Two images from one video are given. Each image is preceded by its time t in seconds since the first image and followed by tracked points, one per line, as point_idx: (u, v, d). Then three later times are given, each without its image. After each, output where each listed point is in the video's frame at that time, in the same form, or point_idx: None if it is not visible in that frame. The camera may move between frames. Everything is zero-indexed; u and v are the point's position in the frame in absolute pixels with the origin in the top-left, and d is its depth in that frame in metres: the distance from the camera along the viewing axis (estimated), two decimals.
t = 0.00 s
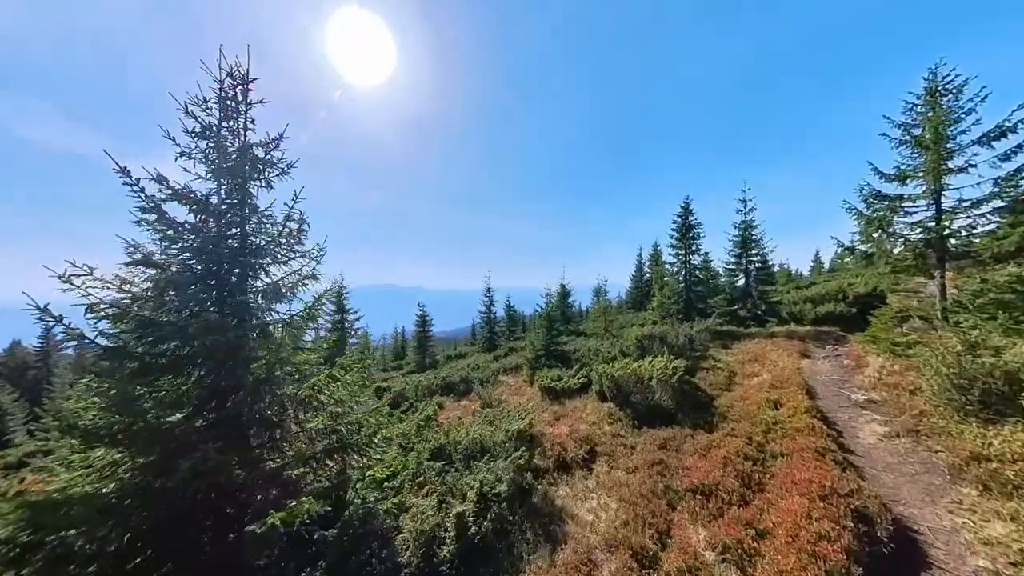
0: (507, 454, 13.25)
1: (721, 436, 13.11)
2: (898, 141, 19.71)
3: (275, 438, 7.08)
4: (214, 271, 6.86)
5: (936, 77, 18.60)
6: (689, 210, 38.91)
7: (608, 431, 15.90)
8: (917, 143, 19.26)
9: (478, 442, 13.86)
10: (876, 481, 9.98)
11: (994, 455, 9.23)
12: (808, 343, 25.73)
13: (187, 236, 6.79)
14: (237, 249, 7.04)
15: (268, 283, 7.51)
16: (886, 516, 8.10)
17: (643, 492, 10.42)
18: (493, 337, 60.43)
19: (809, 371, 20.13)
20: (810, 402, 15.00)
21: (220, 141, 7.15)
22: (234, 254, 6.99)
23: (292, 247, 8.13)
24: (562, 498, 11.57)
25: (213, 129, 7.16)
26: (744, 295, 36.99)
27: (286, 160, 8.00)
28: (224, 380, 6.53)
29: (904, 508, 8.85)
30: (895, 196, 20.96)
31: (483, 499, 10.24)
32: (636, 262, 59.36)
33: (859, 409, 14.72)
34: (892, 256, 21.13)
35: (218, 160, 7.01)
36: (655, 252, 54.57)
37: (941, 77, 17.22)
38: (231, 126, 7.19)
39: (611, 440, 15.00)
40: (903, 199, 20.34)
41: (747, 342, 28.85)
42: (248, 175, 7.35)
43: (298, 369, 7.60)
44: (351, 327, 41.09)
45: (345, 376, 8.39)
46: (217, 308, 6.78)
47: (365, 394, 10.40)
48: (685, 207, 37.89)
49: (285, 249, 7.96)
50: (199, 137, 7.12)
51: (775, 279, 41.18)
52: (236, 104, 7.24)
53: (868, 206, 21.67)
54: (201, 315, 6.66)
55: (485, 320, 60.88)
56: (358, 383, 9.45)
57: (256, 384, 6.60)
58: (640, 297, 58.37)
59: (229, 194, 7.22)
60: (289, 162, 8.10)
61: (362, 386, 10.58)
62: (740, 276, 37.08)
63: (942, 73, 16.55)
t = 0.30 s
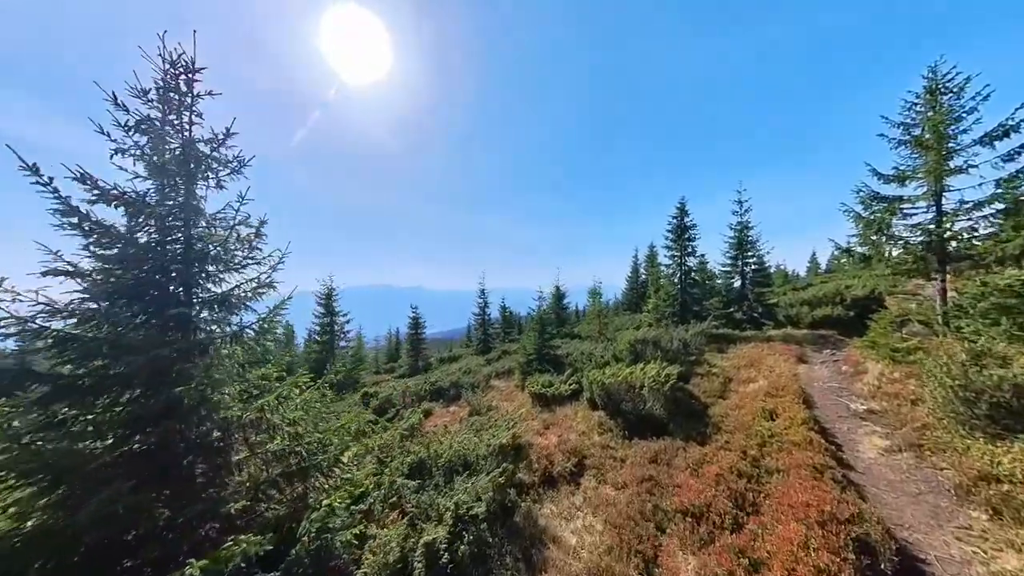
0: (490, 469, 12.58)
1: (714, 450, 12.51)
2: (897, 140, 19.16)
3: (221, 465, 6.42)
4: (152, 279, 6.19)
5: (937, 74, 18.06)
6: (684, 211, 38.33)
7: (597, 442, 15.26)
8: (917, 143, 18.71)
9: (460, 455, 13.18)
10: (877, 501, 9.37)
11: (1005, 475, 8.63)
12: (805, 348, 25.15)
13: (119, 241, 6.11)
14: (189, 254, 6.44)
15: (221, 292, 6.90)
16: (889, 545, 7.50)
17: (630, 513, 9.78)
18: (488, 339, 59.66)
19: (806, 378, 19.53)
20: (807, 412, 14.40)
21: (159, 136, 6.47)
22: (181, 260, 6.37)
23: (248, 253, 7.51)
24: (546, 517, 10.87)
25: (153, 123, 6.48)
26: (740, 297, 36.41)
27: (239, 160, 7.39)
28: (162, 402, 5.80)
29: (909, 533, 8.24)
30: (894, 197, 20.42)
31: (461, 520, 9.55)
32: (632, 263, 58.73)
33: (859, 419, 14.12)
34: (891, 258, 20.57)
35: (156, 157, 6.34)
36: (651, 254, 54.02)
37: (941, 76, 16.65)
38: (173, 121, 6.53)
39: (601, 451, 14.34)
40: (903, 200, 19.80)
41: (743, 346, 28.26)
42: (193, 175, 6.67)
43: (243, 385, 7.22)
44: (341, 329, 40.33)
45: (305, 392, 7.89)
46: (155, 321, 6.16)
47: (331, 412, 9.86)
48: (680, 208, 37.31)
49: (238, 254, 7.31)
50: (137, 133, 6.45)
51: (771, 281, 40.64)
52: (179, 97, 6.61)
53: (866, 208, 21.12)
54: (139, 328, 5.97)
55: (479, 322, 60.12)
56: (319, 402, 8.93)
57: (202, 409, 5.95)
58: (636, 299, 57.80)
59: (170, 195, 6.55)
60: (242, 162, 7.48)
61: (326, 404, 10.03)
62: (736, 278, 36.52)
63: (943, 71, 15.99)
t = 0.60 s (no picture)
0: (465, 481, 11.88)
1: (702, 461, 11.85)
2: (894, 136, 18.56)
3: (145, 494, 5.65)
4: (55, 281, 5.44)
5: (935, 67, 17.46)
6: (678, 210, 37.73)
7: (581, 451, 14.58)
8: (913, 138, 18.13)
9: (435, 466, 12.49)
10: (874, 518, 8.73)
11: (1012, 492, 8.00)
12: (800, 350, 24.53)
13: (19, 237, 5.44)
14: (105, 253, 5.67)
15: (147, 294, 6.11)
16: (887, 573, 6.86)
17: (609, 532, 9.11)
18: (481, 341, 58.97)
19: (800, 382, 18.89)
20: (801, 419, 13.74)
21: (72, 116, 5.72)
22: (94, 260, 5.62)
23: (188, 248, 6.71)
24: (523, 533, 10.19)
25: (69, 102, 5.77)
26: (734, 297, 35.80)
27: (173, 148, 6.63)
28: (55, 421, 5.02)
29: (909, 556, 7.59)
30: (890, 195, 19.84)
31: (428, 541, 8.89)
32: (627, 263, 58.11)
33: (854, 427, 13.48)
34: (887, 259, 19.97)
35: (66, 139, 5.57)
36: (645, 254, 53.43)
37: (939, 68, 16.06)
38: (93, 99, 5.81)
39: (585, 461, 13.66)
40: (899, 198, 19.20)
41: (736, 348, 27.63)
42: (113, 160, 5.91)
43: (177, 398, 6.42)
44: (329, 331, 39.61)
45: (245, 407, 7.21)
46: (51, 329, 5.44)
47: (281, 426, 9.14)
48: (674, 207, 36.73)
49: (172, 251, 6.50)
50: (50, 113, 5.76)
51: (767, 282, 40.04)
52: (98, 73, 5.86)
53: (862, 206, 20.53)
54: (39, 342, 5.28)
55: (472, 323, 59.42)
56: (264, 416, 8.21)
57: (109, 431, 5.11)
58: (631, 299, 57.23)
59: (83, 180, 5.79)
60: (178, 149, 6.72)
61: (276, 417, 9.30)
62: (730, 278, 35.91)
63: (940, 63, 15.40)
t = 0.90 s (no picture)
0: (435, 502, 11.26)
1: (684, 480, 11.27)
2: (886, 137, 18.02)
3: (45, 543, 4.87)
4: None
5: (929, 66, 16.92)
6: (670, 212, 37.18)
7: (561, 465, 13.99)
8: (907, 139, 17.59)
9: (403, 485, 11.86)
10: (861, 547, 8.18)
11: (1008, 521, 7.45)
12: (792, 355, 23.99)
13: None
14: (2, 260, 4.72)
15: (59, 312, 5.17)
16: None
17: (580, 562, 8.54)
18: (473, 343, 58.32)
19: (791, 390, 18.34)
20: (789, 432, 13.18)
21: None
22: None
23: (108, 259, 5.90)
24: (493, 559, 9.59)
25: None
26: (727, 300, 35.25)
27: (94, 147, 5.94)
28: None
29: None
30: (883, 197, 19.31)
31: (384, 572, 8.30)
32: (620, 265, 57.52)
33: (844, 441, 12.92)
34: (880, 263, 19.44)
35: None
36: (639, 255, 52.87)
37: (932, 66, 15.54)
38: None
39: (564, 476, 13.05)
40: (892, 201, 18.67)
41: (728, 352, 27.08)
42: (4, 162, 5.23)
43: (90, 427, 5.51)
44: (315, 334, 38.93)
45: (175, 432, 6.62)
46: None
47: (216, 454, 8.44)
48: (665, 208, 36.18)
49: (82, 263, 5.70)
50: None
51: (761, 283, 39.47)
52: None
53: (854, 209, 20.00)
54: None
55: (464, 325, 58.81)
56: (198, 442, 7.57)
57: (1, 472, 4.24)
58: (625, 301, 56.71)
59: None
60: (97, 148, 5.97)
61: (214, 444, 8.60)
62: (722, 280, 35.35)
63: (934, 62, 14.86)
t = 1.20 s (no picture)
0: (406, 514, 10.68)
1: (670, 489, 10.72)
2: (882, 132, 17.53)
3: None
4: None
5: (926, 58, 16.44)
6: (663, 210, 36.69)
7: (543, 472, 13.41)
8: (903, 134, 17.10)
9: (373, 496, 11.33)
10: (854, 565, 7.64)
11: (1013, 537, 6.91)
12: (786, 356, 23.47)
13: None
14: None
15: None
16: None
17: None
18: (466, 344, 57.70)
19: (784, 393, 17.80)
20: (781, 438, 12.63)
21: None
22: None
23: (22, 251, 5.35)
24: (465, 575, 9.01)
25: None
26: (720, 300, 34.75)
27: (6, 123, 5.29)
28: None
29: None
30: (878, 194, 18.83)
31: None
32: (615, 265, 57.00)
33: (838, 447, 12.38)
34: (876, 262, 18.94)
35: None
36: (633, 254, 52.34)
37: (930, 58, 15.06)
38: None
39: (546, 483, 12.48)
40: (888, 198, 18.18)
41: (721, 353, 26.56)
42: None
43: None
44: (302, 335, 38.30)
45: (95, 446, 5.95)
46: None
47: (156, 468, 7.85)
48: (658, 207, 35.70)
49: None
50: None
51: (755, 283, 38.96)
52: None
53: (848, 206, 19.51)
54: None
55: (457, 325, 58.18)
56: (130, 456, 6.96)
57: None
58: (619, 300, 56.17)
59: None
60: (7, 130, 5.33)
61: (152, 457, 8.00)
62: (716, 280, 34.84)
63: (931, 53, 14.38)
